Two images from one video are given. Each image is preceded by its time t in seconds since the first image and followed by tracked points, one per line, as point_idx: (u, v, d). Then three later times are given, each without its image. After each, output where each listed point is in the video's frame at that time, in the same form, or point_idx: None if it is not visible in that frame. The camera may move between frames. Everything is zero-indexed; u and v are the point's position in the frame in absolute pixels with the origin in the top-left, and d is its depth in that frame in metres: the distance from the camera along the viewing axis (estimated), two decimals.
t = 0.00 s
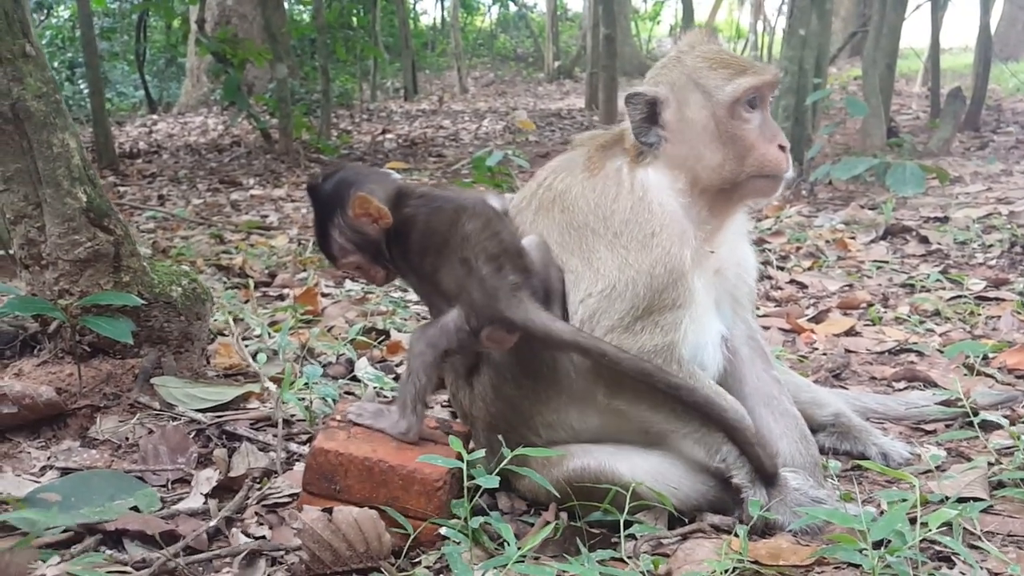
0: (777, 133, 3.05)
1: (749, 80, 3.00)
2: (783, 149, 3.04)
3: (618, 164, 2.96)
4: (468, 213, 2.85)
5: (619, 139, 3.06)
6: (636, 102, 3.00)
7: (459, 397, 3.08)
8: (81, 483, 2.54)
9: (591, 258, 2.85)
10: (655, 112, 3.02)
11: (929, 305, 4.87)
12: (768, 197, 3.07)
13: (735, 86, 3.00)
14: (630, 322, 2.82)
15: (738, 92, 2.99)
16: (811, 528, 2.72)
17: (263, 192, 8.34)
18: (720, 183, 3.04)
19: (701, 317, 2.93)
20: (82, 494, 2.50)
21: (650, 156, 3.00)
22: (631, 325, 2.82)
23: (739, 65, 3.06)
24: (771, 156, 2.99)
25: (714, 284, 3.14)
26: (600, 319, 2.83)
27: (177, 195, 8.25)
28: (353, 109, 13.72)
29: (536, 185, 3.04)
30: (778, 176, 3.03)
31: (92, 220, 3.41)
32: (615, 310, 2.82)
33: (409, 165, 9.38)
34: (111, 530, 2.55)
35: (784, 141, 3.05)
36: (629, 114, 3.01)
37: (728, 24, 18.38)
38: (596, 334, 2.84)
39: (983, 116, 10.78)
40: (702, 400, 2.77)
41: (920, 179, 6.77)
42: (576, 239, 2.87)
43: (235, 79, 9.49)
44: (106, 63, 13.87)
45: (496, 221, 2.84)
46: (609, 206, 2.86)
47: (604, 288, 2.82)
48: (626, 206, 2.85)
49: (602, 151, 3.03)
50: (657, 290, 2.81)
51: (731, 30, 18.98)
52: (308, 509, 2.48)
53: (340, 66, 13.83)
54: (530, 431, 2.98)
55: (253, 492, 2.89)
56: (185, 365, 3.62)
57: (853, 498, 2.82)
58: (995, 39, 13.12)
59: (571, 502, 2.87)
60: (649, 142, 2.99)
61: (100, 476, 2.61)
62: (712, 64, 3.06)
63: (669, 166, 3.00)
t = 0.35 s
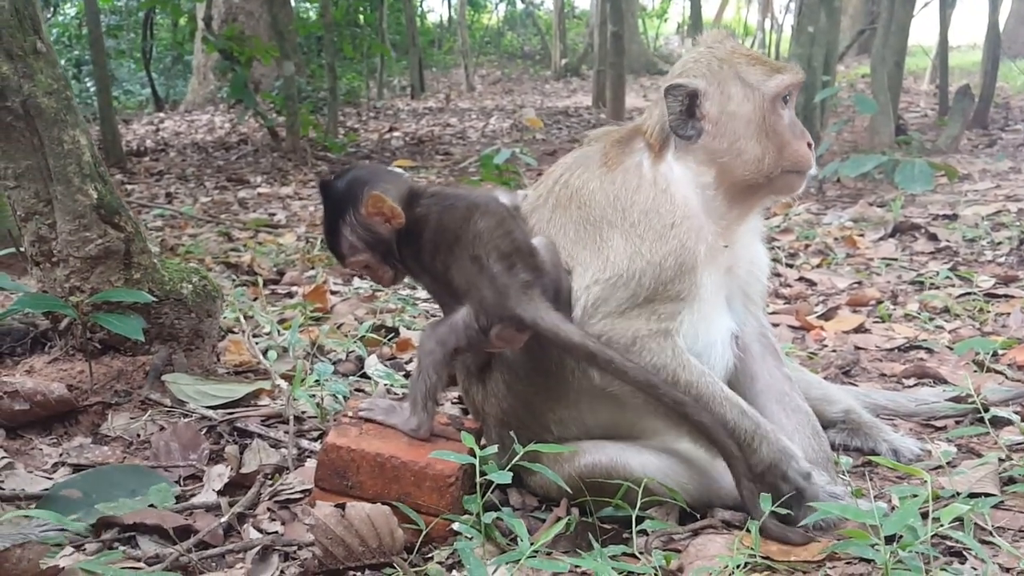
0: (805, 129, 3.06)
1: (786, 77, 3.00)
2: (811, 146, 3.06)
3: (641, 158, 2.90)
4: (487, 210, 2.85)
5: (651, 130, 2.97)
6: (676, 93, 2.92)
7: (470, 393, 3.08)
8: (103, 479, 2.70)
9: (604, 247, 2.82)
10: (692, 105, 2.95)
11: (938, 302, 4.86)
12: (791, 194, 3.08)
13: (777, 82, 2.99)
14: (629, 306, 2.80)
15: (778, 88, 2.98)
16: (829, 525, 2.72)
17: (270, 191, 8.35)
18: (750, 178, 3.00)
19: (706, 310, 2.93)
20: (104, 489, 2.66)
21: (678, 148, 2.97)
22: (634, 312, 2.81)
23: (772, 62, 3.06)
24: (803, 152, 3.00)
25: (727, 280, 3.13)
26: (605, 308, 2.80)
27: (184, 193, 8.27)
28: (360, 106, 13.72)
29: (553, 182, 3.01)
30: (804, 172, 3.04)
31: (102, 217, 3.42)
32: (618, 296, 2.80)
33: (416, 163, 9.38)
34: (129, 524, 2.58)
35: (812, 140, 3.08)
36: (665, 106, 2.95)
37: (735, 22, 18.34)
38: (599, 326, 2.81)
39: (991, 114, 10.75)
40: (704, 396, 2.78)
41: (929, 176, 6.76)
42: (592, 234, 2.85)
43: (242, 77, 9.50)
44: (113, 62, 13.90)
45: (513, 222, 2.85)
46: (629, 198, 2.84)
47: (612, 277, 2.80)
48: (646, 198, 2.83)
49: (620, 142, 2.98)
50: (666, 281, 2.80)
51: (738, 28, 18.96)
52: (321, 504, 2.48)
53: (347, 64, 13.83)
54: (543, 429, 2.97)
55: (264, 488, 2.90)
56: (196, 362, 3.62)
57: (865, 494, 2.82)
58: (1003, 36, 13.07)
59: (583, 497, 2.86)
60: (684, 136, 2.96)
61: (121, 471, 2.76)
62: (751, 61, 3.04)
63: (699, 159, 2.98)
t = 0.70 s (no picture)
0: (809, 130, 3.08)
1: (791, 78, 3.00)
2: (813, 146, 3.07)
3: (645, 155, 2.90)
4: (489, 211, 2.84)
5: (655, 126, 2.98)
6: (685, 91, 2.92)
7: (471, 389, 3.07)
8: (100, 477, 2.70)
9: (612, 246, 2.81)
10: (698, 104, 2.95)
11: (937, 298, 4.86)
12: (792, 192, 3.09)
13: (782, 83, 2.99)
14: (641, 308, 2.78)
15: (784, 88, 2.98)
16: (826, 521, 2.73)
17: (269, 187, 8.34)
18: (754, 177, 3.00)
19: (710, 307, 2.93)
20: (102, 487, 2.66)
21: (684, 145, 2.95)
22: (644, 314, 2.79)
23: (775, 62, 3.06)
24: (804, 152, 3.02)
25: (730, 278, 3.13)
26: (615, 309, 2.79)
27: (183, 190, 8.26)
28: (359, 103, 13.71)
29: (555, 180, 2.99)
30: (806, 171, 3.06)
31: (101, 214, 3.42)
32: (628, 297, 2.78)
33: (415, 160, 9.38)
34: (127, 522, 2.58)
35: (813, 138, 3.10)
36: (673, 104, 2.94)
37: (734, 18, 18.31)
38: (601, 324, 2.80)
39: (990, 110, 10.74)
40: (710, 388, 2.78)
41: (927, 172, 6.76)
42: (598, 234, 2.83)
43: (241, 74, 9.49)
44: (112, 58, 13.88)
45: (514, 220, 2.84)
46: (636, 197, 2.82)
47: (622, 277, 2.78)
48: (653, 197, 2.81)
49: (624, 140, 2.97)
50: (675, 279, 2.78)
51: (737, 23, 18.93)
52: (320, 501, 2.49)
53: (346, 60, 13.82)
54: (544, 425, 2.97)
55: (264, 485, 2.90)
56: (195, 359, 3.62)
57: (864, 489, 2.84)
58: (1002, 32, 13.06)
59: (583, 494, 2.87)
60: (689, 135, 2.94)
61: (118, 468, 2.76)
62: (756, 62, 3.03)
63: (705, 157, 2.96)
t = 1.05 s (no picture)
0: (811, 134, 3.08)
1: (792, 81, 3.01)
2: (815, 150, 3.07)
3: (647, 157, 2.89)
4: (489, 213, 2.83)
5: (657, 128, 2.99)
6: (688, 94, 2.92)
7: (470, 390, 3.06)
8: (102, 474, 2.70)
9: (615, 252, 2.81)
10: (699, 107, 2.95)
11: (936, 299, 4.87)
12: (793, 195, 3.10)
13: (783, 85, 2.99)
14: (645, 315, 2.79)
15: (785, 91, 2.98)
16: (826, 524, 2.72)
17: (269, 186, 8.34)
18: (756, 181, 3.01)
19: (715, 315, 2.94)
20: (103, 484, 2.66)
21: (685, 148, 2.96)
22: (648, 320, 2.79)
23: (777, 64, 3.06)
24: (807, 155, 3.02)
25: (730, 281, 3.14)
26: (620, 317, 2.79)
27: (182, 189, 8.26)
28: (358, 102, 13.72)
29: (555, 180, 3.00)
30: (808, 174, 3.06)
31: (102, 213, 3.42)
32: (634, 304, 2.78)
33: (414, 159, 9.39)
34: (128, 520, 2.58)
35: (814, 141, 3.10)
36: (676, 106, 2.95)
37: (733, 19, 18.32)
38: (616, 337, 2.80)
39: (988, 112, 10.77)
40: (728, 401, 2.79)
41: (926, 174, 6.78)
42: (598, 237, 2.83)
43: (240, 73, 9.48)
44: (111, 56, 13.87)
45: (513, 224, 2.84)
46: (636, 201, 2.82)
47: (626, 284, 2.78)
48: (653, 201, 2.81)
49: (625, 142, 2.96)
50: (679, 286, 2.78)
51: (736, 23, 18.95)
52: (321, 500, 2.49)
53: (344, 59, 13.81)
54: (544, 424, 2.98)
55: (264, 484, 2.90)
56: (195, 358, 3.62)
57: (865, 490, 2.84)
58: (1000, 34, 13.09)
59: (583, 493, 2.87)
60: (689, 138, 2.95)
61: (120, 466, 2.76)
62: (757, 65, 3.03)
63: (706, 160, 2.97)
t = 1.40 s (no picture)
0: (808, 136, 3.08)
1: (782, 82, 3.02)
2: (813, 151, 3.07)
3: (645, 158, 2.89)
4: (496, 215, 2.76)
5: (655, 129, 2.99)
6: (678, 97, 2.94)
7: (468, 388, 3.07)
8: (100, 475, 2.69)
9: (613, 254, 2.81)
10: (691, 110, 2.96)
11: (935, 302, 4.87)
12: (791, 198, 3.10)
13: (772, 87, 3.01)
14: (645, 317, 2.79)
15: (774, 93, 3.00)
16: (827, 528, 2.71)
17: (268, 187, 8.34)
18: (749, 184, 3.01)
19: (715, 319, 2.94)
20: (101, 485, 2.66)
21: (678, 152, 2.97)
22: (648, 323, 2.79)
23: (769, 65, 3.07)
24: (803, 156, 3.02)
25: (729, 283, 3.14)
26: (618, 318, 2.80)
27: (182, 189, 8.26)
28: (358, 103, 13.72)
29: (557, 180, 3.01)
30: (805, 177, 3.06)
31: (101, 213, 3.42)
32: (632, 306, 2.79)
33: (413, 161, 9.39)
34: (127, 520, 2.58)
35: (812, 144, 3.09)
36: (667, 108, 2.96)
37: (733, 21, 18.34)
38: (615, 342, 2.80)
39: (988, 115, 10.78)
40: (730, 418, 2.77)
41: (926, 176, 6.78)
42: (597, 238, 2.84)
43: (240, 73, 9.48)
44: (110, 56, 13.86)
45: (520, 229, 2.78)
46: (634, 202, 2.82)
47: (624, 287, 2.79)
48: (652, 202, 2.82)
49: (625, 142, 2.96)
50: (675, 288, 2.79)
51: (736, 26, 18.98)
52: (320, 501, 2.49)
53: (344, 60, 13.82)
54: (543, 424, 2.97)
55: (263, 485, 2.90)
56: (194, 359, 3.62)
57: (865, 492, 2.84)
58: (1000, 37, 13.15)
59: (582, 495, 2.88)
60: (682, 140, 2.95)
61: (118, 467, 2.75)
62: (747, 67, 3.05)
63: (701, 163, 2.98)
